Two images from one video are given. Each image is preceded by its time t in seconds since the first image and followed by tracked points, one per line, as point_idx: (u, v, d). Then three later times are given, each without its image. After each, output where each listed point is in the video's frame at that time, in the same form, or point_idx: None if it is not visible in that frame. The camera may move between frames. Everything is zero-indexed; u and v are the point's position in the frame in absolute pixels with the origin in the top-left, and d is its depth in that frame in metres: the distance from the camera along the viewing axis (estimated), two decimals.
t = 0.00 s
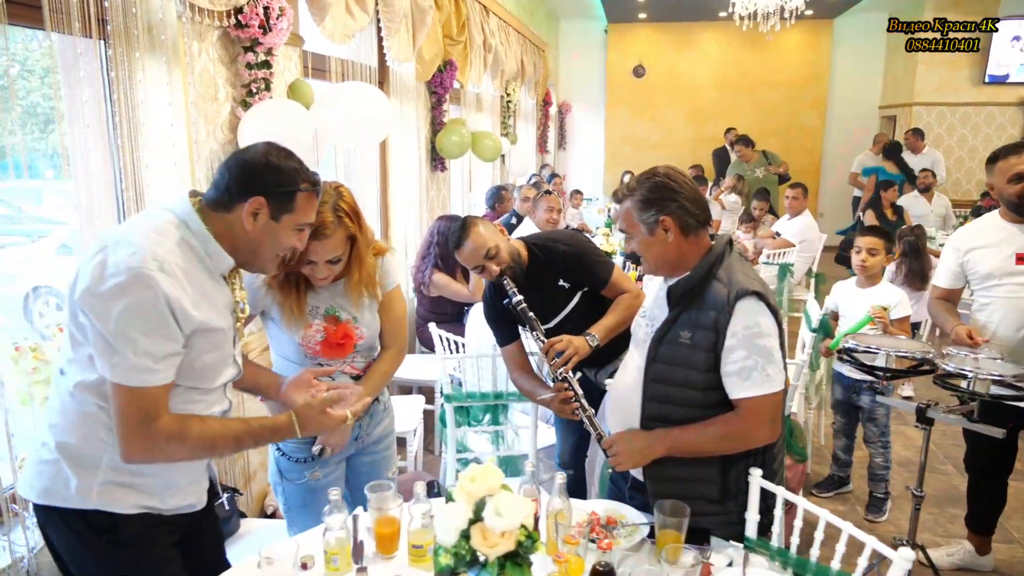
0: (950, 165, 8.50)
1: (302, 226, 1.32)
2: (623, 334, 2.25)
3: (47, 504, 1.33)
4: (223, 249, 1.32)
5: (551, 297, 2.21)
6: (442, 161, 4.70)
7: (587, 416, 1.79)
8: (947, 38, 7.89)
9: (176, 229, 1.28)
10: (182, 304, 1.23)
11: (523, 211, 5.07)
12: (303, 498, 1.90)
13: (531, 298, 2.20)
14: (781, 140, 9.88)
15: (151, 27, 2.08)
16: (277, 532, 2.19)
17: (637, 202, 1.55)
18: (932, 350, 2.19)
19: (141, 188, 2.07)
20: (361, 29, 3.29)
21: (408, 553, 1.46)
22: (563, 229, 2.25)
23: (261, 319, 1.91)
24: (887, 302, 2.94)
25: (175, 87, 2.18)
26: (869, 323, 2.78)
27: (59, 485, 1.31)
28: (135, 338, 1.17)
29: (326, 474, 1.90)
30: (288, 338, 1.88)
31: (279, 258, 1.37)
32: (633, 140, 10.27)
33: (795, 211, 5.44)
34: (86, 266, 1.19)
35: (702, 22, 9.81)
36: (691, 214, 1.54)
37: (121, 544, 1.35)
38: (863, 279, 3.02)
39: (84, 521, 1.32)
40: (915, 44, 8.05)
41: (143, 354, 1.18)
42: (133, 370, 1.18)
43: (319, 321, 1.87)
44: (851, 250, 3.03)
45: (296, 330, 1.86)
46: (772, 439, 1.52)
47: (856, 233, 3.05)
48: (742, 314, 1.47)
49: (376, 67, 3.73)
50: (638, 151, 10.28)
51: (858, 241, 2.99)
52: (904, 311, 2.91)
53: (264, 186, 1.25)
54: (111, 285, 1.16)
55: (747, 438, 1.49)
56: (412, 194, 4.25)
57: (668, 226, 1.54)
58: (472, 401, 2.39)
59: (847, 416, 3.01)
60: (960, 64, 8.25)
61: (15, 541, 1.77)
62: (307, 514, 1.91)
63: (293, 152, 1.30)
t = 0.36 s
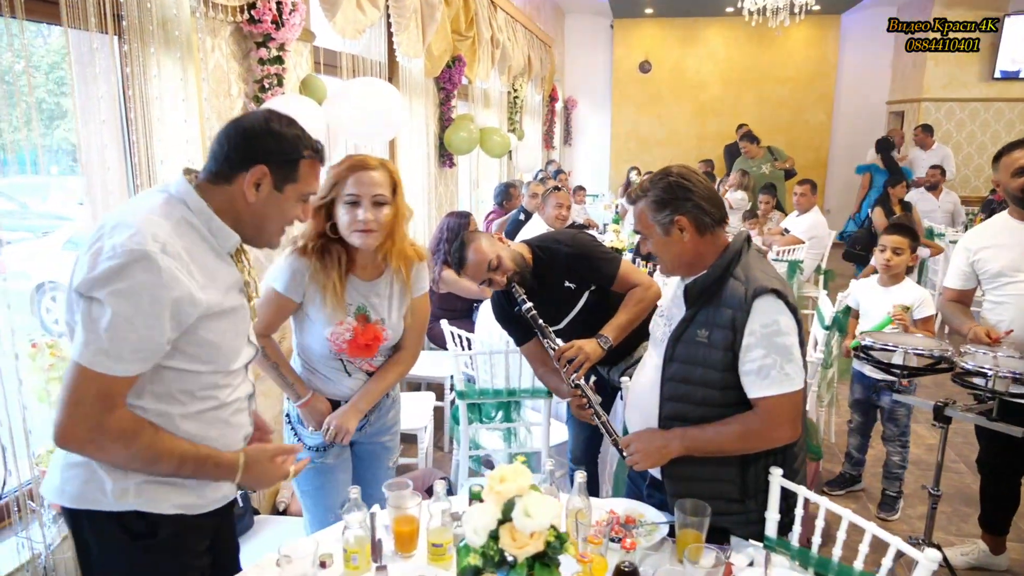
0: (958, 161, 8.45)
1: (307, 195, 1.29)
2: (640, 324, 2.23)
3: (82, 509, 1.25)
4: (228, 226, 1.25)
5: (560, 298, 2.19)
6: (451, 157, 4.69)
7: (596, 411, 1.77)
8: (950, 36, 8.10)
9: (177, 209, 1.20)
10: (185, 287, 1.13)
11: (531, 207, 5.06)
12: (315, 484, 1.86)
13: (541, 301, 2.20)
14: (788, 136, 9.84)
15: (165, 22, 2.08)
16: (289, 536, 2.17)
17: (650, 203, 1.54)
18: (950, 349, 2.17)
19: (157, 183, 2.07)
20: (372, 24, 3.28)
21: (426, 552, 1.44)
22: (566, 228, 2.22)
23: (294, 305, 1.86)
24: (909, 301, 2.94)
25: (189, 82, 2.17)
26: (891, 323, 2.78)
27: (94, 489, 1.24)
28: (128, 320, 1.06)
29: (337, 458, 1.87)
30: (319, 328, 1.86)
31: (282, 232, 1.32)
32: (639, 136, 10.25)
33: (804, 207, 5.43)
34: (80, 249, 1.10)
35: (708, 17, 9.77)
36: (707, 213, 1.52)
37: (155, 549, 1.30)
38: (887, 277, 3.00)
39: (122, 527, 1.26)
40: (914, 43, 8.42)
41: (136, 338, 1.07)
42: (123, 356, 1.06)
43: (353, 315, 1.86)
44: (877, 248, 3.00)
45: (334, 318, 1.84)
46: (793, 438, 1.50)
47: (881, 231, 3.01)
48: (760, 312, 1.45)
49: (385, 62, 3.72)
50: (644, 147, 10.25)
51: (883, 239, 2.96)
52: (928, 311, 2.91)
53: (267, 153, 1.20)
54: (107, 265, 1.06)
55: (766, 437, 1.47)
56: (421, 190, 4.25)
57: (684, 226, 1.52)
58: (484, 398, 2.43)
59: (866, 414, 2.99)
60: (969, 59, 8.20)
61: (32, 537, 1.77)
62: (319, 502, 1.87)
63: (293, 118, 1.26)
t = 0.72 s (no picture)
0: (976, 160, 8.35)
1: (282, 168, 1.27)
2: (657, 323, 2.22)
3: (115, 509, 1.26)
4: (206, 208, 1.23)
5: (578, 295, 2.18)
6: (464, 155, 4.70)
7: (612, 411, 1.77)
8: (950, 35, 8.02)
9: (150, 201, 1.18)
10: (165, 279, 1.11)
11: (544, 205, 5.05)
12: (334, 473, 1.86)
13: (558, 298, 2.18)
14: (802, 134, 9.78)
15: (183, 20, 2.09)
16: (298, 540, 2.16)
17: (670, 203, 1.53)
18: (970, 349, 2.14)
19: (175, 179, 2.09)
20: (387, 22, 3.29)
21: (443, 551, 1.44)
22: (584, 227, 2.22)
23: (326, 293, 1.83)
24: (929, 300, 2.90)
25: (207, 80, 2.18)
26: (910, 323, 2.74)
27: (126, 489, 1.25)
28: (106, 322, 1.04)
29: (351, 447, 1.87)
30: (349, 319, 1.85)
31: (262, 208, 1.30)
32: (651, 134, 10.21)
33: (819, 205, 5.39)
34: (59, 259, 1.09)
35: (722, 14, 9.72)
36: (725, 212, 1.50)
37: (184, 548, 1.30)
38: (907, 276, 2.97)
39: (152, 526, 1.27)
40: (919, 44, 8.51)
41: (115, 338, 1.05)
42: (105, 357, 1.04)
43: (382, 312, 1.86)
44: (898, 248, 2.97)
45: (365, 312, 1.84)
46: (814, 440, 1.48)
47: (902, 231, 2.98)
48: (783, 313, 1.43)
49: (400, 60, 3.73)
50: (656, 145, 10.20)
51: (905, 239, 2.92)
52: (948, 311, 2.87)
53: (235, 125, 1.19)
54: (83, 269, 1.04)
55: (788, 438, 1.46)
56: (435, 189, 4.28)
57: (704, 226, 1.51)
58: (499, 395, 2.38)
59: (883, 415, 2.97)
60: (986, 56, 8.10)
61: (53, 532, 1.79)
62: (338, 492, 1.87)
63: (259, 88, 1.24)
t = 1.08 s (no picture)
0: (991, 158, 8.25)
1: (276, 162, 1.25)
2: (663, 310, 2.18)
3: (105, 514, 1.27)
4: (207, 209, 1.25)
5: (584, 288, 2.16)
6: (475, 153, 4.70)
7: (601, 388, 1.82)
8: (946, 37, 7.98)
9: (149, 202, 1.18)
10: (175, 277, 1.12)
11: (555, 203, 5.05)
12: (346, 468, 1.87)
13: (565, 290, 2.18)
14: (814, 133, 9.71)
15: (195, 19, 2.10)
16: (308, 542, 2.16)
17: (676, 207, 1.52)
18: (986, 349, 2.11)
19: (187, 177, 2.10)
20: (398, 21, 3.30)
21: (453, 550, 1.44)
22: (589, 217, 2.19)
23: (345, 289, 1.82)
24: (942, 301, 2.86)
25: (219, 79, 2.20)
26: (923, 324, 2.71)
27: (117, 491, 1.25)
28: (117, 321, 1.05)
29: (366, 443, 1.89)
30: (363, 311, 1.84)
31: (261, 205, 1.29)
32: (662, 132, 10.18)
33: (831, 204, 5.36)
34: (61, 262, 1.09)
35: (734, 12, 9.66)
36: (728, 211, 1.49)
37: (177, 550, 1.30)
38: (922, 276, 2.93)
39: (140, 528, 1.27)
40: (915, 44, 8.75)
41: (134, 338, 1.06)
42: (120, 356, 1.05)
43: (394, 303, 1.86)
44: (912, 247, 2.93)
45: (377, 303, 1.84)
46: (827, 439, 1.47)
47: (918, 230, 2.94)
48: (794, 310, 1.42)
49: (411, 59, 3.73)
50: (667, 144, 10.16)
51: (920, 238, 2.89)
52: (962, 312, 2.83)
53: (226, 123, 1.17)
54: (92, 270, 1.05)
55: (801, 438, 1.44)
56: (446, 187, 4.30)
57: (710, 228, 1.50)
58: (511, 394, 2.42)
59: (895, 416, 2.94)
60: (1003, 53, 8.01)
61: (66, 527, 1.81)
62: (350, 487, 1.88)
63: (247, 82, 1.22)
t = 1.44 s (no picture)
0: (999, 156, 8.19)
1: (341, 212, 1.33)
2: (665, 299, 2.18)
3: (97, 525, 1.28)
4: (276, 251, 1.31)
5: (586, 283, 2.16)
6: (480, 152, 4.70)
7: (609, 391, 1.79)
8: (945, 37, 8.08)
9: (234, 236, 1.26)
10: (276, 286, 1.27)
11: (560, 202, 5.04)
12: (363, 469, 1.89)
13: (567, 286, 2.18)
14: (820, 131, 9.67)
15: (201, 18, 2.12)
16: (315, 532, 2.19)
17: (672, 207, 1.52)
18: (991, 349, 2.10)
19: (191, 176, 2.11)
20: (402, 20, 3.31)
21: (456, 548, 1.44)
22: (586, 212, 2.19)
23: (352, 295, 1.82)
24: (948, 301, 2.86)
25: (224, 78, 2.21)
26: (927, 324, 2.70)
27: (113, 503, 1.26)
28: (246, 335, 1.20)
29: (387, 445, 1.90)
30: (368, 310, 1.84)
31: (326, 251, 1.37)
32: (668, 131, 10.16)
33: (836, 203, 5.34)
34: (167, 284, 1.19)
35: (740, 10, 9.64)
36: (727, 211, 1.49)
37: (173, 558, 1.31)
38: (927, 276, 2.93)
39: (135, 538, 1.28)
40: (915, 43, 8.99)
41: (258, 349, 1.21)
42: (252, 363, 1.22)
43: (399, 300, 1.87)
44: (917, 247, 2.92)
45: (383, 301, 1.84)
46: (828, 436, 1.46)
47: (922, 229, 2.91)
48: (793, 307, 1.41)
49: (415, 58, 3.74)
50: (673, 143, 10.15)
51: (924, 238, 2.87)
52: (967, 312, 2.82)
53: (301, 178, 1.26)
54: (215, 296, 1.17)
55: (801, 436, 1.44)
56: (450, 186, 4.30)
57: (707, 227, 1.49)
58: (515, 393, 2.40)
59: (900, 415, 2.93)
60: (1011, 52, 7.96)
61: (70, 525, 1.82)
62: (367, 486, 1.90)
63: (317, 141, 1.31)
